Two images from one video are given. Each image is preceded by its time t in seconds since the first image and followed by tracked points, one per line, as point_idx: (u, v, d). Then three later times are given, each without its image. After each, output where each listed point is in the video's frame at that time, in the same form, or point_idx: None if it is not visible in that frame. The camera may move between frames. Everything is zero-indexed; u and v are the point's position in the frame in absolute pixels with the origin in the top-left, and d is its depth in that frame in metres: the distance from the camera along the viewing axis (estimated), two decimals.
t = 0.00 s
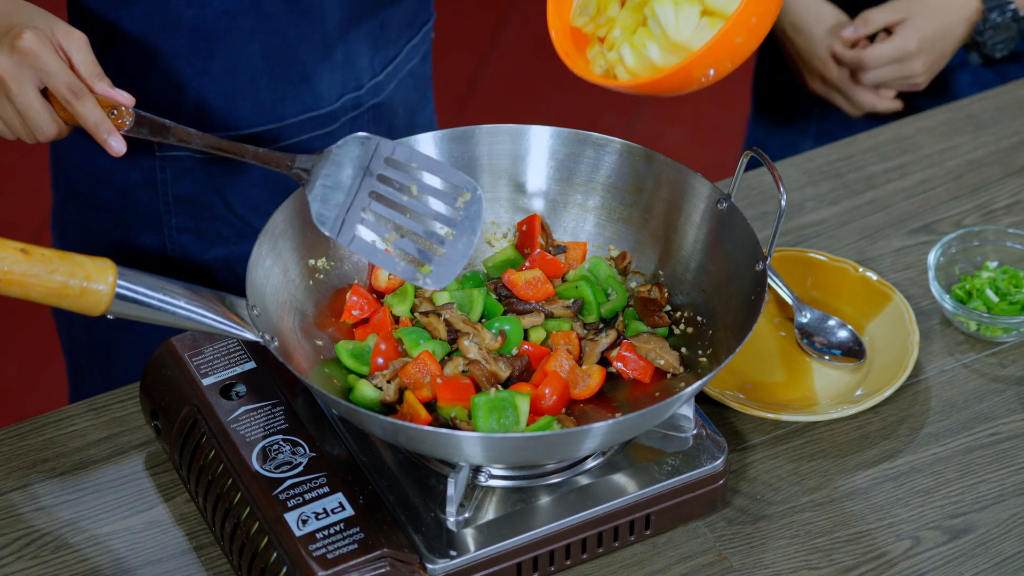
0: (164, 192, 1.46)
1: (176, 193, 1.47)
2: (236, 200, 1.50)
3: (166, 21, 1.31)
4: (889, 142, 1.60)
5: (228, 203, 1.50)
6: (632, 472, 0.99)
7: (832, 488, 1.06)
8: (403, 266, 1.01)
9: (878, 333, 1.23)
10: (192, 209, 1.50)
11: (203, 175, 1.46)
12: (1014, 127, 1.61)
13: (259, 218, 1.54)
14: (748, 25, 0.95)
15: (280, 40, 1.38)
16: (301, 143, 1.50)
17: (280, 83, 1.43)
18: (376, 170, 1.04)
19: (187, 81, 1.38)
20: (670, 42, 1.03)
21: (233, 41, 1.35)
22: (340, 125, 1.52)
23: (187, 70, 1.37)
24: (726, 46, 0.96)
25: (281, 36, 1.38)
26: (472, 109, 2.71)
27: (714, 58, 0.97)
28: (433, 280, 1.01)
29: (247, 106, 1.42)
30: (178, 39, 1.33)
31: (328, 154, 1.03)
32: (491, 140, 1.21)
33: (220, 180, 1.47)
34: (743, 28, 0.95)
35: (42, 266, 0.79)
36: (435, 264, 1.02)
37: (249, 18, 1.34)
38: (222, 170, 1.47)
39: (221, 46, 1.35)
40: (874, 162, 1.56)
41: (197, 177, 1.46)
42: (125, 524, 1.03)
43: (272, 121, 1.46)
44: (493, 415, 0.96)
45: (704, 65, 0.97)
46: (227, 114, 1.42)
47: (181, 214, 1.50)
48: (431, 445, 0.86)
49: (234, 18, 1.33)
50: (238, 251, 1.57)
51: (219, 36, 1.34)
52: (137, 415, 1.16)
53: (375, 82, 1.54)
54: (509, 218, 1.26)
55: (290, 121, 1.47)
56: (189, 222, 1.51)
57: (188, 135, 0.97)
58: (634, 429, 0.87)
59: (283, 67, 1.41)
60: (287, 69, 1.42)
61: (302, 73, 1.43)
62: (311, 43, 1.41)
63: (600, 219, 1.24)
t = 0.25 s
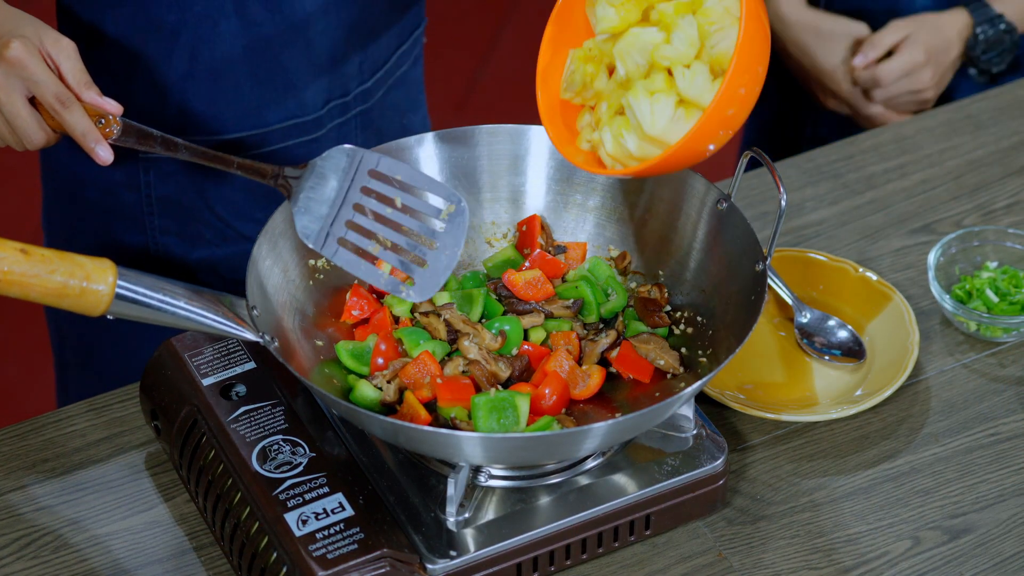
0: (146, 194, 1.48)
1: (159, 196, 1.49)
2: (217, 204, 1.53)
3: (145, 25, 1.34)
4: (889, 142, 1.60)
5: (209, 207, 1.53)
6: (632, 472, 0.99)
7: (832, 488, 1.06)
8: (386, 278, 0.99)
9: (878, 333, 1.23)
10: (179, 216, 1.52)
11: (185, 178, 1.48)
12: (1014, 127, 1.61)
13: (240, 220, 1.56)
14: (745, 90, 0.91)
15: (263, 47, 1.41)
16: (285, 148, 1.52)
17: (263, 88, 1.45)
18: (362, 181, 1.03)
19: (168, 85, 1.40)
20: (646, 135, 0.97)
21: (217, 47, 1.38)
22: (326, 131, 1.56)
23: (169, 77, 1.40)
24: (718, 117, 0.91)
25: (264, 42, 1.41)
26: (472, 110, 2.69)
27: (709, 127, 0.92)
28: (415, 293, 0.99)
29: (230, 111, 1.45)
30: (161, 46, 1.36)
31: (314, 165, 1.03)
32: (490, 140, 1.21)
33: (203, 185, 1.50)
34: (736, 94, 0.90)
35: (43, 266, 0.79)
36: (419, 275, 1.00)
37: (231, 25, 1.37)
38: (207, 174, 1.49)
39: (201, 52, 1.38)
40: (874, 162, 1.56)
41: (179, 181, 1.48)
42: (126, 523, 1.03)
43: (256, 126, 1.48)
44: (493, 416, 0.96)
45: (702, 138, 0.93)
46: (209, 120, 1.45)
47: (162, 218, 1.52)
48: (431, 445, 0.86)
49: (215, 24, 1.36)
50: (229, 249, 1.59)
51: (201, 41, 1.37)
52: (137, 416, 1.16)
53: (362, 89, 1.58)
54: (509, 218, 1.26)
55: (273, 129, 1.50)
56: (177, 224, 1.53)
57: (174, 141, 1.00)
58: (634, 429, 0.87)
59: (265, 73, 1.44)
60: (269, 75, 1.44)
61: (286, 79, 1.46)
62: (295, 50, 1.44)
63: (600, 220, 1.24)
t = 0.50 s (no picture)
0: (135, 199, 1.49)
1: (147, 201, 1.50)
2: (207, 209, 1.53)
3: (132, 30, 1.35)
4: (889, 142, 1.60)
5: (199, 211, 1.53)
6: (632, 472, 0.99)
7: (831, 488, 1.06)
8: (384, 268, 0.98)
9: (878, 333, 1.23)
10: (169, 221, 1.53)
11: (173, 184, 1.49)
12: (1014, 127, 1.61)
13: (230, 225, 1.56)
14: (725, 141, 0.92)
15: (252, 52, 1.42)
16: (276, 152, 1.53)
17: (252, 94, 1.46)
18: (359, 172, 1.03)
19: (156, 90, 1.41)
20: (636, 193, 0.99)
21: (206, 52, 1.39)
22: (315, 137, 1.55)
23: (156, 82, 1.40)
24: (699, 175, 0.93)
25: (253, 47, 1.41)
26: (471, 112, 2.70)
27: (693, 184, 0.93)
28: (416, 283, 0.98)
29: (218, 114, 1.46)
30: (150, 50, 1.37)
31: (311, 159, 1.03)
32: (491, 140, 1.21)
33: (191, 189, 1.50)
34: (711, 148, 0.91)
35: (42, 266, 0.79)
36: (420, 265, 0.99)
37: (219, 30, 1.37)
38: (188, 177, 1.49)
39: (190, 55, 1.38)
40: (874, 162, 1.56)
41: (169, 185, 1.49)
42: (126, 523, 1.03)
43: (246, 131, 1.49)
44: (493, 416, 0.96)
45: (689, 192, 0.95)
46: (198, 125, 1.46)
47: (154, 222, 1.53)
48: (431, 445, 0.85)
49: (202, 33, 1.37)
50: (220, 253, 1.59)
51: (189, 46, 1.37)
52: (137, 416, 1.16)
53: (352, 94, 1.57)
54: (509, 218, 1.26)
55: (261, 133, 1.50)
56: (169, 229, 1.54)
57: (173, 139, 1.00)
58: (634, 429, 0.87)
59: (254, 78, 1.44)
60: (259, 81, 1.45)
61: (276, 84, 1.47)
62: (284, 56, 1.44)
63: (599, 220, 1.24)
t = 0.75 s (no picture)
0: (129, 203, 1.49)
1: (141, 205, 1.49)
2: (203, 213, 1.53)
3: (126, 35, 1.34)
4: (889, 142, 1.60)
5: (196, 213, 1.53)
6: (632, 472, 0.99)
7: (831, 488, 1.06)
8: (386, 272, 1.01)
9: (878, 333, 1.23)
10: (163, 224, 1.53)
11: (166, 188, 1.48)
12: (1014, 127, 1.61)
13: (225, 229, 1.56)
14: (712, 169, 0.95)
15: (245, 56, 1.42)
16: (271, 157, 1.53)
17: (245, 97, 1.46)
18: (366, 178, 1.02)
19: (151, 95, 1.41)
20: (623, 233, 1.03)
21: (200, 56, 1.39)
22: (309, 139, 1.55)
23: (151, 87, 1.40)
24: (686, 204, 0.96)
25: (247, 51, 1.41)
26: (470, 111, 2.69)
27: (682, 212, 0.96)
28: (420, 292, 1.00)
29: (213, 118, 1.45)
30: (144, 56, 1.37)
31: (317, 165, 1.02)
32: (490, 140, 1.21)
33: (182, 192, 1.49)
34: (700, 178, 0.94)
35: (43, 266, 0.79)
36: (426, 274, 1.00)
37: (213, 33, 1.37)
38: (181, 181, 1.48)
39: (184, 59, 1.38)
40: (874, 162, 1.56)
41: (165, 189, 1.49)
42: (126, 523, 1.03)
43: (242, 133, 1.49)
44: (493, 417, 0.96)
45: (681, 220, 0.98)
46: (192, 129, 1.46)
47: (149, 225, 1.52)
48: (431, 445, 0.85)
49: (198, 39, 1.37)
50: (216, 256, 1.59)
51: (183, 50, 1.37)
52: (137, 416, 1.16)
53: (346, 97, 1.57)
54: (508, 219, 1.26)
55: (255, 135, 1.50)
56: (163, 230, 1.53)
57: (176, 146, 0.99)
58: (635, 429, 0.87)
59: (249, 82, 1.44)
60: (254, 85, 1.45)
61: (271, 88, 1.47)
62: (276, 58, 1.44)
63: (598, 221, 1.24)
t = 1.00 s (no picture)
0: (126, 207, 1.49)
1: (138, 208, 1.49)
2: (198, 215, 1.53)
3: (121, 39, 1.34)
4: (889, 142, 1.60)
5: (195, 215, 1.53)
6: (632, 472, 0.99)
7: (831, 488, 1.06)
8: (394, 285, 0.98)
9: (878, 333, 1.23)
10: (161, 226, 1.53)
11: (162, 191, 1.49)
12: (1014, 127, 1.61)
13: (221, 231, 1.57)
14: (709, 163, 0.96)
15: (241, 59, 1.42)
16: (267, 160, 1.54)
17: (242, 101, 1.46)
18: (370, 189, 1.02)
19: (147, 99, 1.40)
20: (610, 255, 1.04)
21: (197, 60, 1.39)
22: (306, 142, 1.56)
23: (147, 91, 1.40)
24: (685, 196, 0.95)
25: (243, 54, 1.41)
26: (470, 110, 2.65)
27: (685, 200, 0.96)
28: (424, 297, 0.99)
29: (209, 121, 1.45)
30: (140, 60, 1.36)
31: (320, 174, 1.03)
32: (490, 140, 1.21)
33: (178, 195, 1.50)
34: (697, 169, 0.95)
35: (42, 266, 0.79)
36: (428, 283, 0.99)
37: (209, 37, 1.37)
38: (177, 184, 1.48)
39: (181, 63, 1.38)
40: (874, 162, 1.56)
41: (161, 192, 1.49)
42: (126, 523, 1.03)
43: (239, 136, 1.49)
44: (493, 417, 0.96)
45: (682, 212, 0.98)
46: (189, 133, 1.46)
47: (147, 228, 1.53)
48: (431, 445, 0.85)
49: (194, 43, 1.37)
50: (213, 259, 1.59)
51: (179, 54, 1.37)
52: (137, 416, 1.16)
53: (342, 99, 1.58)
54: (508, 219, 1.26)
55: (251, 137, 1.50)
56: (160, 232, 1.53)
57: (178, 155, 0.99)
58: (635, 429, 0.87)
59: (244, 85, 1.44)
60: (250, 87, 1.45)
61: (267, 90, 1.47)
62: (272, 61, 1.44)
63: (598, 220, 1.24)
